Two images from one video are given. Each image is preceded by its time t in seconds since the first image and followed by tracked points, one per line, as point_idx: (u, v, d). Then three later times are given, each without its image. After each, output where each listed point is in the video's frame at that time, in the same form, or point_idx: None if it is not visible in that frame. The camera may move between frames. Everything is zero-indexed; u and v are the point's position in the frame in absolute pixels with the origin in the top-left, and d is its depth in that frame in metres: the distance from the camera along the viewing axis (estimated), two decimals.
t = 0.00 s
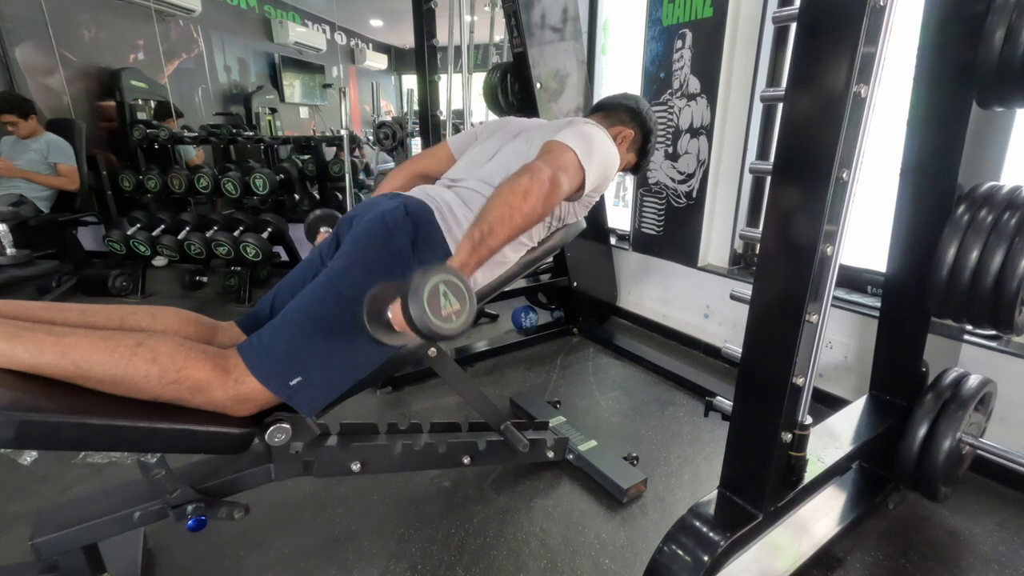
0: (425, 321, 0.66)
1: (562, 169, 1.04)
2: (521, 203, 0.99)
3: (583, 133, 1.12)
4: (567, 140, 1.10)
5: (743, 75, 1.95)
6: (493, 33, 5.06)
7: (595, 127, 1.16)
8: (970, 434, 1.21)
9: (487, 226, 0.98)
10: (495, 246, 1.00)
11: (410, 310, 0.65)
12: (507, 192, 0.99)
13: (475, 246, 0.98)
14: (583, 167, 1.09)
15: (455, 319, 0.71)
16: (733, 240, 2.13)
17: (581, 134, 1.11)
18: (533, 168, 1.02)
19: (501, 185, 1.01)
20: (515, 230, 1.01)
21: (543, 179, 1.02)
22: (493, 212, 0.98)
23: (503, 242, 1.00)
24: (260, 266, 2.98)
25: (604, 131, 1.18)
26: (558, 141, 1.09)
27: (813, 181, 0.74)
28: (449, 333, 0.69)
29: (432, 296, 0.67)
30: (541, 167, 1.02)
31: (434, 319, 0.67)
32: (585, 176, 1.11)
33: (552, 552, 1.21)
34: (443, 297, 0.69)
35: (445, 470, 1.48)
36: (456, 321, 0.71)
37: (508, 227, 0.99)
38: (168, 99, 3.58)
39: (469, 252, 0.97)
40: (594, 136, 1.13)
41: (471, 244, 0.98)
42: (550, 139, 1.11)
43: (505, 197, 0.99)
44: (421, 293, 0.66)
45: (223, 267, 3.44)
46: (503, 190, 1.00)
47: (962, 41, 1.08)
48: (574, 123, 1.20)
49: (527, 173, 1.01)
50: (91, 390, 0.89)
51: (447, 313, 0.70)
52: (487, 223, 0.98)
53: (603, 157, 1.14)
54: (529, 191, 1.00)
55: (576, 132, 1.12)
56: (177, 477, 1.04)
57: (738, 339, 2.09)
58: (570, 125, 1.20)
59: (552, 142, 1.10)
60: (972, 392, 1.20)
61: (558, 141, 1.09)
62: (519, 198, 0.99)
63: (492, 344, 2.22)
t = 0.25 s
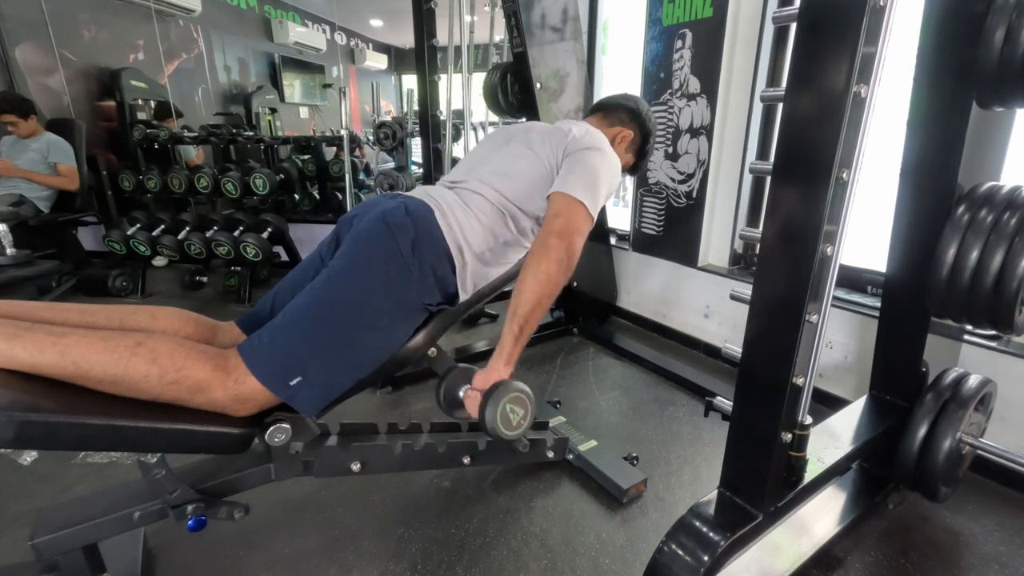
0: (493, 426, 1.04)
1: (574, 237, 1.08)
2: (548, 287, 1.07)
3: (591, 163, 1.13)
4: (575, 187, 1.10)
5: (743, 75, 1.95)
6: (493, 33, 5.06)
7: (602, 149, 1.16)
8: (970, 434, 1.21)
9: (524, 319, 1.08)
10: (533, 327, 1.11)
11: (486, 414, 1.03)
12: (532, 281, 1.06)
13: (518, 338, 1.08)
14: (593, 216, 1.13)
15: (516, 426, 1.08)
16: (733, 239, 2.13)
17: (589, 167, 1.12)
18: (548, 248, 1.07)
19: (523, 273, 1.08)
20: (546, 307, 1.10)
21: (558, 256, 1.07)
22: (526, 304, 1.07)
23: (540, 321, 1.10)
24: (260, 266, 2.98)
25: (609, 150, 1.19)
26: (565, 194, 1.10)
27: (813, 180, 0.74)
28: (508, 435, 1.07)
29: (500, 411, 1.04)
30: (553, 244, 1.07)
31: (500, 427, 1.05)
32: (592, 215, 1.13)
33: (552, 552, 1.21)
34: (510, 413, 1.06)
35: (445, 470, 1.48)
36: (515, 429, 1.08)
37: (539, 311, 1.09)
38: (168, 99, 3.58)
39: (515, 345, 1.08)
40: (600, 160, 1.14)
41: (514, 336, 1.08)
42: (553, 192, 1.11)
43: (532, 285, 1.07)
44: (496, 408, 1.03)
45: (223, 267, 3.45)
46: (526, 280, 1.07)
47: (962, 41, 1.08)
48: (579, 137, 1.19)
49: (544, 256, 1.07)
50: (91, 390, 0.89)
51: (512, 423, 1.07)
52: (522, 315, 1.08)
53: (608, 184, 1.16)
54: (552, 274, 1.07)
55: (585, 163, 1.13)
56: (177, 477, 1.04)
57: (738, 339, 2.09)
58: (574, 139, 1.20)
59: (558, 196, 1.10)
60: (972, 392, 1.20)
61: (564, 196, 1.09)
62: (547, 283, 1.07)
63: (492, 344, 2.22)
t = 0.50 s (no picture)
0: (529, 444, 1.23)
1: (582, 273, 1.15)
2: (562, 321, 1.17)
3: (594, 181, 1.15)
4: (580, 214, 1.13)
5: (743, 75, 1.95)
6: (493, 33, 5.06)
7: (605, 164, 1.17)
8: (970, 434, 1.21)
9: (542, 352, 1.18)
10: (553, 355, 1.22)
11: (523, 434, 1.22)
12: (547, 319, 1.16)
13: (539, 367, 1.21)
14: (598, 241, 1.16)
15: (546, 443, 1.27)
16: (733, 239, 2.13)
17: (591, 186, 1.14)
18: (559, 287, 1.14)
19: (538, 312, 1.17)
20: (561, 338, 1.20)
21: (567, 293, 1.15)
22: (543, 340, 1.17)
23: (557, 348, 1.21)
24: (260, 266, 2.98)
25: (614, 164, 1.20)
26: (570, 226, 1.13)
27: (814, 181, 0.74)
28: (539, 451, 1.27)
29: (535, 433, 1.23)
30: (563, 284, 1.14)
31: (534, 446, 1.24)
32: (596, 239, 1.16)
33: (552, 552, 1.21)
34: (543, 433, 1.24)
35: (445, 470, 1.48)
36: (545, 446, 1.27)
37: (555, 343, 1.19)
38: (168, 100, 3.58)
39: (538, 371, 1.21)
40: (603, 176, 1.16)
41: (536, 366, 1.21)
42: (558, 224, 1.14)
43: (547, 322, 1.16)
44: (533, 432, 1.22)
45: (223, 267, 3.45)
46: (541, 318, 1.16)
47: (962, 41, 1.08)
48: (582, 147, 1.20)
49: (556, 295, 1.15)
50: (91, 389, 0.89)
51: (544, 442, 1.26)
52: (540, 348, 1.18)
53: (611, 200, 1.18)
54: (565, 310, 1.16)
55: (589, 181, 1.15)
56: (177, 477, 1.04)
57: (738, 339, 2.09)
58: (578, 151, 1.20)
59: (562, 228, 1.14)
60: (972, 392, 1.20)
61: (568, 228, 1.13)
62: (560, 319, 1.16)
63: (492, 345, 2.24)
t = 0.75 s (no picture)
0: (546, 441, 1.25)
1: (590, 284, 1.18)
2: (573, 331, 1.20)
3: (596, 188, 1.16)
4: (584, 225, 1.15)
5: (743, 75, 1.95)
6: (493, 33, 5.06)
7: (607, 169, 1.18)
8: (970, 434, 1.21)
9: (557, 360, 1.22)
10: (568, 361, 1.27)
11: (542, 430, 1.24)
12: (559, 328, 1.20)
13: (555, 371, 1.25)
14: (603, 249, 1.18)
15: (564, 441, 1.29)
16: (733, 239, 2.13)
17: (592, 192, 1.16)
18: (569, 300, 1.18)
19: (550, 323, 1.21)
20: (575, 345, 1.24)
21: (578, 307, 1.19)
22: (556, 349, 1.21)
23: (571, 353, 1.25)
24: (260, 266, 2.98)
25: (615, 167, 1.21)
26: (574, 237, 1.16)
27: (814, 181, 0.74)
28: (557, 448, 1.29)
29: (553, 432, 1.24)
30: (574, 298, 1.18)
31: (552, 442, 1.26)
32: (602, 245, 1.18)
33: (552, 552, 1.21)
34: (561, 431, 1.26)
35: (445, 470, 1.48)
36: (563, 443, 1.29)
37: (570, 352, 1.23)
38: (168, 99, 3.58)
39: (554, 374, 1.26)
40: (604, 183, 1.17)
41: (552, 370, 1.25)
42: (564, 236, 1.16)
43: (558, 333, 1.20)
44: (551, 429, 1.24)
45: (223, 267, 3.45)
46: (553, 329, 1.21)
47: (962, 41, 1.08)
48: (584, 152, 1.21)
49: (566, 308, 1.19)
50: (91, 389, 0.89)
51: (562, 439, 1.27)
52: (554, 356, 1.22)
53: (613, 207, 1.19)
54: (575, 320, 1.20)
55: (591, 188, 1.16)
56: (177, 477, 1.04)
57: (738, 340, 2.09)
58: (579, 156, 1.21)
59: (568, 242, 1.16)
60: (972, 392, 1.20)
61: (573, 240, 1.15)
62: (571, 329, 1.20)
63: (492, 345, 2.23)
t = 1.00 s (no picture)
0: (551, 441, 1.25)
1: (590, 284, 1.18)
2: (574, 331, 1.20)
3: (596, 189, 1.16)
4: (583, 225, 1.15)
5: (743, 75, 1.95)
6: (493, 33, 5.06)
7: (606, 168, 1.18)
8: (970, 434, 1.21)
9: (559, 360, 1.22)
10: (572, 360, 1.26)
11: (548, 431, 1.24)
12: (560, 328, 1.20)
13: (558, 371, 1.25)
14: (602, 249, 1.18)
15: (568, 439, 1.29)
16: (733, 239, 2.13)
17: (593, 191, 1.16)
18: (569, 300, 1.18)
19: (552, 323, 1.21)
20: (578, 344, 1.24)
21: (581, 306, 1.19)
22: (558, 349, 1.21)
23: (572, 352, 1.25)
24: (260, 266, 2.98)
25: (615, 166, 1.20)
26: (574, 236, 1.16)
27: (814, 181, 0.74)
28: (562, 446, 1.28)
29: (557, 432, 1.24)
30: (575, 298, 1.18)
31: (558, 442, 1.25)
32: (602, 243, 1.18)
33: (552, 552, 1.21)
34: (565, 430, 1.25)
35: (445, 470, 1.48)
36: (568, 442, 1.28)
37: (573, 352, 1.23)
38: (168, 99, 3.58)
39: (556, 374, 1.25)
40: (604, 183, 1.17)
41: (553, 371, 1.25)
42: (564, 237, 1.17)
43: (559, 333, 1.20)
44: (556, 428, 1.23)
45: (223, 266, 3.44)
46: (554, 329, 1.20)
47: (962, 41, 1.08)
48: (583, 152, 1.21)
49: (567, 307, 1.19)
50: (90, 389, 0.89)
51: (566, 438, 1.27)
52: (556, 356, 1.22)
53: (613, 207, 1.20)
54: (577, 320, 1.19)
55: (591, 188, 1.16)
56: (177, 477, 1.04)
57: (738, 340, 2.09)
58: (579, 156, 1.21)
59: (568, 242, 1.16)
60: (972, 392, 1.20)
61: (574, 242, 1.16)
62: (573, 328, 1.20)
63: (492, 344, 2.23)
